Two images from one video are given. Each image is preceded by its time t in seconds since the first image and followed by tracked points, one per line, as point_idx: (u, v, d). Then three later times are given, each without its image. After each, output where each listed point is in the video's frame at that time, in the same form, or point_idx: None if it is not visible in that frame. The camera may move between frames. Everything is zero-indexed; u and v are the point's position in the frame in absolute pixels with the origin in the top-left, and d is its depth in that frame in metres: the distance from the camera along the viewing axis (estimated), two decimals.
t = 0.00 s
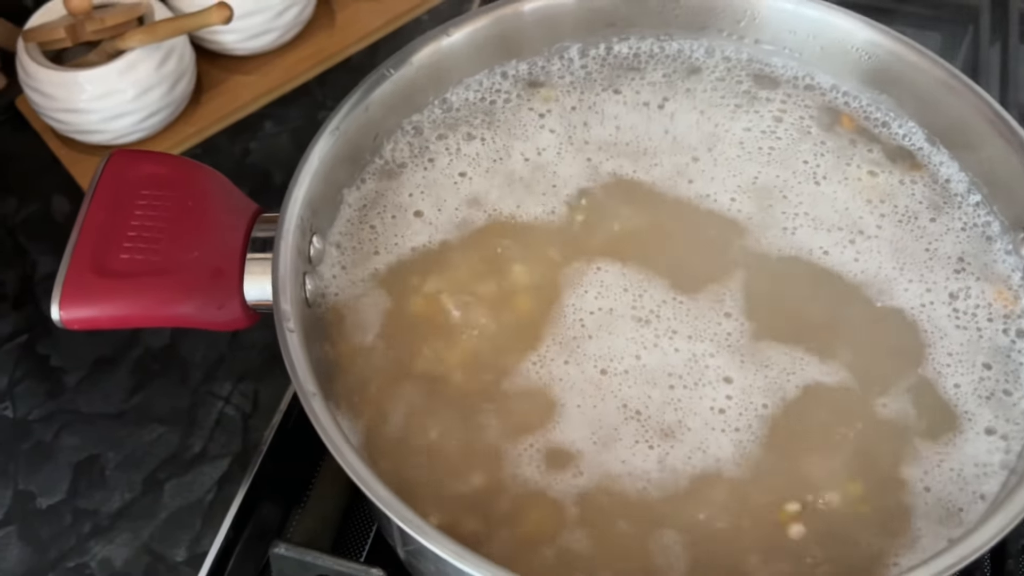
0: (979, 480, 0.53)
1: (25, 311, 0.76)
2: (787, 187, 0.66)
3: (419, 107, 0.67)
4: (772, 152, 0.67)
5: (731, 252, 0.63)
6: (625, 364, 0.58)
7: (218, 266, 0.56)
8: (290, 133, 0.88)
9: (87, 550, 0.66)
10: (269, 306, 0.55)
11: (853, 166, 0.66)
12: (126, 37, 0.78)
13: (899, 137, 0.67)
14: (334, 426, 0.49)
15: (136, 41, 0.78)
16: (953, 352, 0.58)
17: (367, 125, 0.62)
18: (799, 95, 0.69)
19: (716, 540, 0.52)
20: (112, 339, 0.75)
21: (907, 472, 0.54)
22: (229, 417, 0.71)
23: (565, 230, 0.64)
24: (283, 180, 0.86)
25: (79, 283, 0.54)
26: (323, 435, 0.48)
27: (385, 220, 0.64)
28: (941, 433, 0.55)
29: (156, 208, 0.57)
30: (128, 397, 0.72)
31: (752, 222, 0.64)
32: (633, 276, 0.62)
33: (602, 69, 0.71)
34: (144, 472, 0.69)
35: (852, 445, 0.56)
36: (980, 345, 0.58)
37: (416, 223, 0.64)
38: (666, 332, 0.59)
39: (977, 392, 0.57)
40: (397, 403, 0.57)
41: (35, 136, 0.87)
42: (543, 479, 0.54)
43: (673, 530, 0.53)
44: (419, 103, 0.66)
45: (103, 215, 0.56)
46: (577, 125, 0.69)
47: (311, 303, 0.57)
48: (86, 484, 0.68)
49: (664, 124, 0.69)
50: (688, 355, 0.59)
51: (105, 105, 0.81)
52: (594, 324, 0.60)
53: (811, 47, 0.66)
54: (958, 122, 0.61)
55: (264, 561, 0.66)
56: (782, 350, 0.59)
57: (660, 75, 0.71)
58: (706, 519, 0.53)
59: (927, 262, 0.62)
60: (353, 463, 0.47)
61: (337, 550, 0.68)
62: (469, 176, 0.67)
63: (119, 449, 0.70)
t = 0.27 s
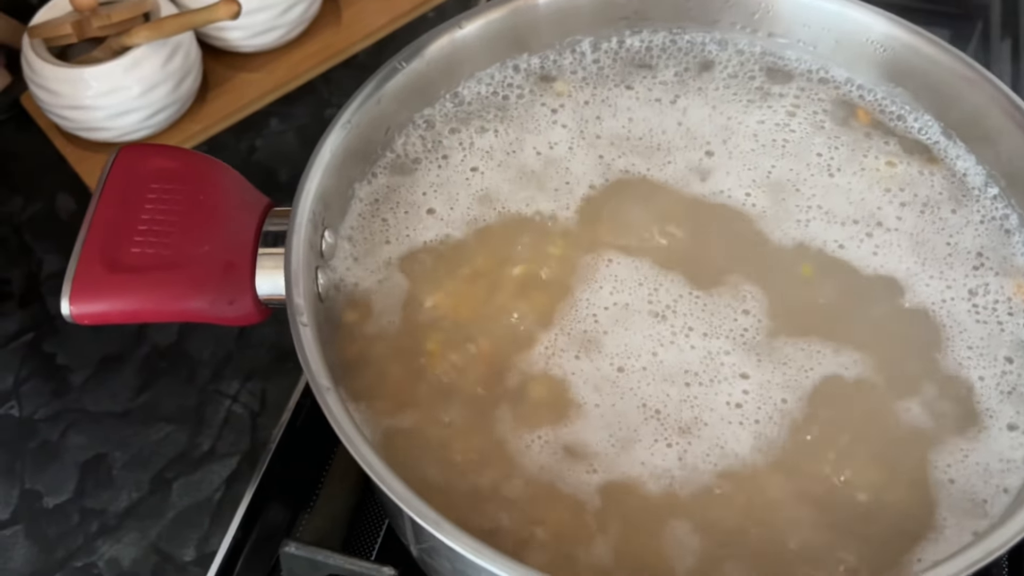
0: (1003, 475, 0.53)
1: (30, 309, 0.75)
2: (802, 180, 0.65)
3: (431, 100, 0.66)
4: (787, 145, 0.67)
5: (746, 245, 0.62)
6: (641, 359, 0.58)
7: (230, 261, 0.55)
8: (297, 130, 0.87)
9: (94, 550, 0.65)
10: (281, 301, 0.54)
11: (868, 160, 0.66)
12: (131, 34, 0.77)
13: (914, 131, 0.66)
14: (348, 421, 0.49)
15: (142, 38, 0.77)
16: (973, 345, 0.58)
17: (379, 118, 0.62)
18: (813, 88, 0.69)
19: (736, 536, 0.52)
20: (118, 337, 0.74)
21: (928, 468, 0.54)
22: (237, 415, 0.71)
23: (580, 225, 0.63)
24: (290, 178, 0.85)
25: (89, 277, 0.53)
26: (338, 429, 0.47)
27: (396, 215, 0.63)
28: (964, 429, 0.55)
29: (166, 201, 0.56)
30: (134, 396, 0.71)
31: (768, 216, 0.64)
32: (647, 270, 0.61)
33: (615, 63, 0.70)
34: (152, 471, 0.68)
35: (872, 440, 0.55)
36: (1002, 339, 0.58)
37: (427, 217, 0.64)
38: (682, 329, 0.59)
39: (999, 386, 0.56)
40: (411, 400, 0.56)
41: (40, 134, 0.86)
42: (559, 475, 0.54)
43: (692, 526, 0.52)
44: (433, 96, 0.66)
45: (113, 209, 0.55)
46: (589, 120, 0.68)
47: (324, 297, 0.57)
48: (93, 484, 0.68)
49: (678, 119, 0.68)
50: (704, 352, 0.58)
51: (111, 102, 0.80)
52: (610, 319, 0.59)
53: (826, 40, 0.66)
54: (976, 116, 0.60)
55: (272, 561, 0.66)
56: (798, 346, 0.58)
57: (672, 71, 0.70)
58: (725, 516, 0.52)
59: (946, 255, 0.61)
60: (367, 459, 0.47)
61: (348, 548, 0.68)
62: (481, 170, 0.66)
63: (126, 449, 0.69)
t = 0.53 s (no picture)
0: (1016, 474, 0.54)
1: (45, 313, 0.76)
2: (813, 183, 0.66)
3: (446, 106, 0.67)
4: (799, 150, 0.68)
5: (759, 249, 0.63)
6: (655, 366, 0.58)
7: (251, 265, 0.56)
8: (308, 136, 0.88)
9: (111, 553, 0.66)
10: (301, 305, 0.55)
11: (879, 164, 0.66)
12: (145, 41, 0.78)
13: (925, 135, 0.67)
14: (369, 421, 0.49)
15: (156, 44, 0.78)
16: (984, 350, 0.58)
17: (396, 124, 0.62)
18: (824, 93, 0.69)
19: (753, 536, 0.52)
20: (133, 342, 0.75)
21: (941, 468, 0.54)
22: (251, 418, 0.71)
23: (594, 228, 0.64)
24: (302, 183, 0.86)
25: (113, 282, 0.54)
26: (360, 430, 0.48)
27: (413, 219, 0.64)
28: (977, 430, 0.55)
29: (188, 206, 0.56)
30: (149, 400, 0.72)
31: (780, 220, 0.64)
32: (662, 279, 0.62)
33: (627, 68, 0.71)
34: (167, 474, 0.69)
35: (886, 442, 0.55)
36: (1014, 343, 0.58)
37: (443, 220, 0.64)
38: (696, 335, 0.59)
39: (1011, 388, 0.57)
40: (429, 404, 0.57)
41: (52, 140, 0.87)
42: (575, 476, 0.54)
43: (708, 526, 0.53)
44: (448, 102, 0.67)
45: (135, 214, 0.56)
46: (602, 125, 0.69)
47: (343, 301, 0.57)
48: (109, 487, 0.68)
49: (691, 123, 0.69)
50: (716, 356, 0.59)
51: (125, 108, 0.81)
52: (624, 327, 0.60)
53: (837, 45, 0.66)
54: (986, 121, 0.61)
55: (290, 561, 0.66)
56: (808, 349, 0.59)
57: (684, 74, 0.71)
58: (740, 516, 0.53)
59: (958, 258, 0.62)
60: (389, 460, 0.47)
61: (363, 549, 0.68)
62: (495, 176, 0.66)
63: (142, 452, 0.70)
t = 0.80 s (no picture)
0: (1012, 460, 0.55)
1: (52, 312, 0.77)
2: (810, 183, 0.67)
3: (450, 106, 0.68)
4: (797, 149, 0.69)
5: (759, 245, 0.64)
6: (655, 360, 0.59)
7: (260, 261, 0.57)
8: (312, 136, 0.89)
9: (119, 548, 0.67)
10: (311, 300, 0.56)
11: (875, 162, 0.68)
12: (150, 43, 0.79)
13: (920, 133, 0.68)
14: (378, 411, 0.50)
15: (161, 46, 0.79)
16: (981, 341, 0.59)
17: (401, 123, 0.63)
18: (821, 92, 0.71)
19: (754, 525, 0.53)
20: (139, 340, 0.76)
21: (938, 458, 0.55)
22: (257, 415, 0.72)
23: (595, 224, 0.65)
24: (306, 183, 0.87)
25: (125, 278, 0.55)
26: (369, 421, 0.49)
27: (418, 218, 0.65)
28: (973, 417, 0.57)
29: (198, 204, 0.58)
30: (157, 397, 0.73)
31: (778, 219, 0.65)
32: (663, 274, 0.63)
33: (628, 69, 0.72)
34: (175, 470, 0.70)
35: (884, 433, 0.56)
36: (1009, 334, 0.60)
37: (447, 218, 0.65)
38: (695, 330, 0.60)
39: (1006, 378, 0.58)
40: (433, 398, 0.58)
41: (58, 141, 0.88)
42: (579, 468, 0.55)
43: (709, 516, 0.54)
44: (451, 102, 0.68)
45: (146, 212, 0.57)
46: (603, 123, 0.70)
47: (351, 297, 0.58)
48: (117, 483, 0.69)
49: (690, 122, 0.70)
50: (714, 353, 0.60)
51: (131, 109, 0.82)
52: (625, 318, 0.61)
53: (833, 45, 0.68)
54: (980, 118, 0.62)
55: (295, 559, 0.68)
56: (803, 344, 0.60)
57: (684, 74, 0.72)
58: (741, 505, 0.54)
59: (952, 255, 0.63)
60: (398, 451, 0.48)
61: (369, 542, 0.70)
62: (498, 173, 0.68)
63: (149, 448, 0.71)
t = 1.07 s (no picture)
0: (1019, 468, 0.54)
1: (50, 319, 0.76)
2: (815, 187, 0.67)
3: (452, 110, 0.67)
4: (801, 152, 0.68)
5: (765, 252, 0.64)
6: (655, 363, 0.59)
7: (262, 267, 0.56)
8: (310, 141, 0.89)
9: (119, 556, 0.66)
10: (314, 306, 0.55)
11: (880, 166, 0.67)
12: (148, 47, 0.79)
13: (923, 135, 0.68)
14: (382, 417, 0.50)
15: (160, 51, 0.79)
16: (991, 341, 0.59)
17: (403, 128, 0.63)
18: (824, 95, 0.70)
19: (760, 530, 0.53)
20: (138, 347, 0.75)
21: (940, 461, 0.55)
22: (257, 422, 0.72)
23: (596, 229, 0.65)
24: (305, 187, 0.86)
25: (126, 285, 0.54)
26: (374, 427, 0.48)
27: (420, 222, 0.65)
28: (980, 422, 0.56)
29: (199, 210, 0.57)
30: (156, 404, 0.72)
31: (780, 223, 0.65)
32: (667, 277, 0.62)
33: (630, 72, 0.72)
34: (174, 478, 0.69)
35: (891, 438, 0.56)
36: (1017, 337, 0.59)
37: (449, 223, 0.65)
38: (697, 333, 0.60)
39: (1016, 380, 0.57)
40: (434, 403, 0.57)
41: (56, 147, 0.87)
42: (583, 475, 0.55)
43: (716, 523, 0.53)
44: (453, 105, 0.67)
45: (147, 218, 0.56)
46: (605, 127, 0.70)
47: (353, 303, 0.58)
48: (116, 491, 0.68)
49: (692, 126, 0.70)
50: (716, 357, 0.59)
51: (129, 114, 0.81)
52: (627, 321, 0.61)
53: (837, 48, 0.67)
54: (985, 121, 0.62)
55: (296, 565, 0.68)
56: (804, 345, 0.60)
57: (685, 78, 0.72)
58: (747, 512, 0.53)
59: (959, 259, 0.63)
60: (403, 458, 0.48)
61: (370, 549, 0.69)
62: (500, 176, 0.67)
63: (149, 456, 0.70)
